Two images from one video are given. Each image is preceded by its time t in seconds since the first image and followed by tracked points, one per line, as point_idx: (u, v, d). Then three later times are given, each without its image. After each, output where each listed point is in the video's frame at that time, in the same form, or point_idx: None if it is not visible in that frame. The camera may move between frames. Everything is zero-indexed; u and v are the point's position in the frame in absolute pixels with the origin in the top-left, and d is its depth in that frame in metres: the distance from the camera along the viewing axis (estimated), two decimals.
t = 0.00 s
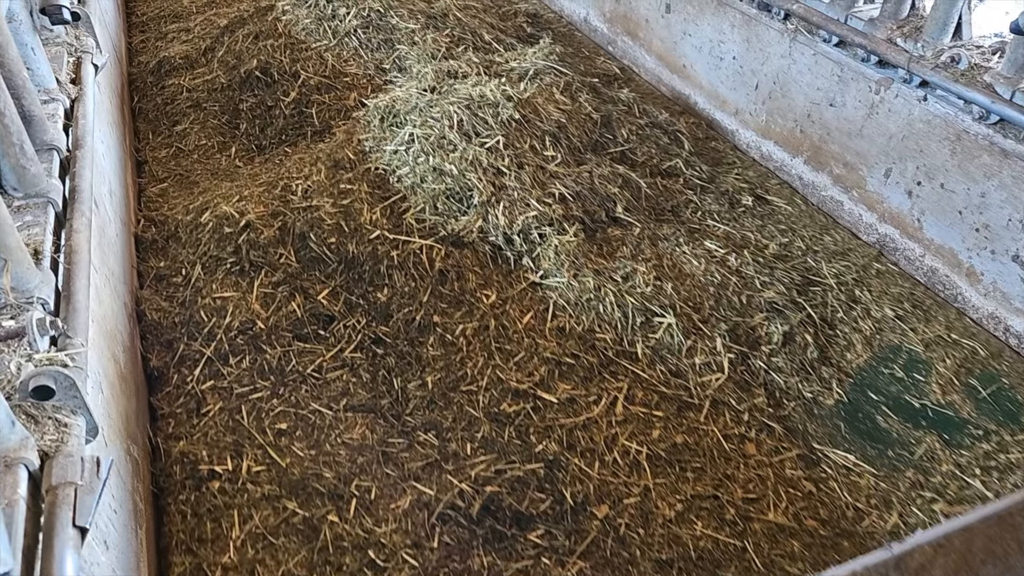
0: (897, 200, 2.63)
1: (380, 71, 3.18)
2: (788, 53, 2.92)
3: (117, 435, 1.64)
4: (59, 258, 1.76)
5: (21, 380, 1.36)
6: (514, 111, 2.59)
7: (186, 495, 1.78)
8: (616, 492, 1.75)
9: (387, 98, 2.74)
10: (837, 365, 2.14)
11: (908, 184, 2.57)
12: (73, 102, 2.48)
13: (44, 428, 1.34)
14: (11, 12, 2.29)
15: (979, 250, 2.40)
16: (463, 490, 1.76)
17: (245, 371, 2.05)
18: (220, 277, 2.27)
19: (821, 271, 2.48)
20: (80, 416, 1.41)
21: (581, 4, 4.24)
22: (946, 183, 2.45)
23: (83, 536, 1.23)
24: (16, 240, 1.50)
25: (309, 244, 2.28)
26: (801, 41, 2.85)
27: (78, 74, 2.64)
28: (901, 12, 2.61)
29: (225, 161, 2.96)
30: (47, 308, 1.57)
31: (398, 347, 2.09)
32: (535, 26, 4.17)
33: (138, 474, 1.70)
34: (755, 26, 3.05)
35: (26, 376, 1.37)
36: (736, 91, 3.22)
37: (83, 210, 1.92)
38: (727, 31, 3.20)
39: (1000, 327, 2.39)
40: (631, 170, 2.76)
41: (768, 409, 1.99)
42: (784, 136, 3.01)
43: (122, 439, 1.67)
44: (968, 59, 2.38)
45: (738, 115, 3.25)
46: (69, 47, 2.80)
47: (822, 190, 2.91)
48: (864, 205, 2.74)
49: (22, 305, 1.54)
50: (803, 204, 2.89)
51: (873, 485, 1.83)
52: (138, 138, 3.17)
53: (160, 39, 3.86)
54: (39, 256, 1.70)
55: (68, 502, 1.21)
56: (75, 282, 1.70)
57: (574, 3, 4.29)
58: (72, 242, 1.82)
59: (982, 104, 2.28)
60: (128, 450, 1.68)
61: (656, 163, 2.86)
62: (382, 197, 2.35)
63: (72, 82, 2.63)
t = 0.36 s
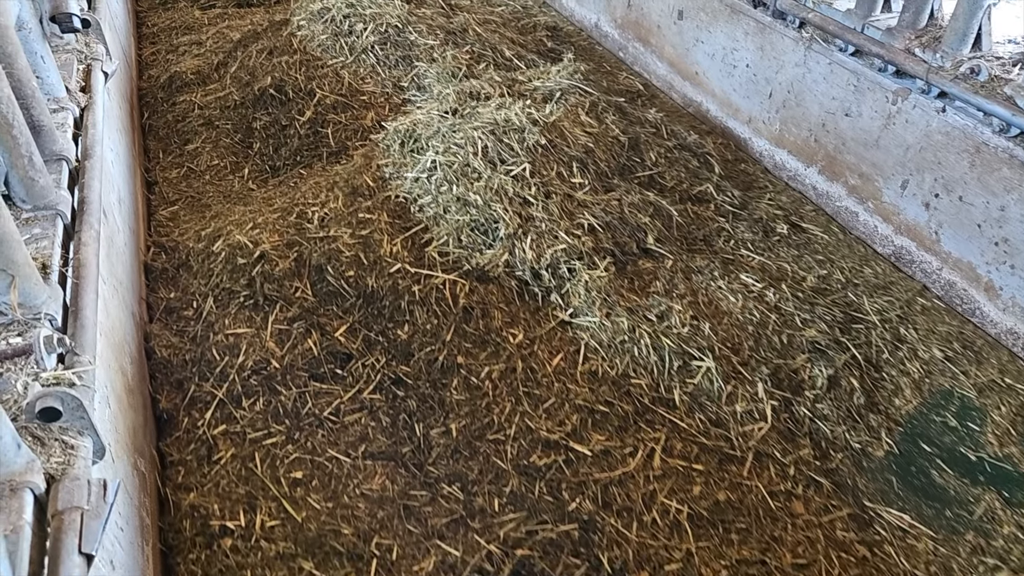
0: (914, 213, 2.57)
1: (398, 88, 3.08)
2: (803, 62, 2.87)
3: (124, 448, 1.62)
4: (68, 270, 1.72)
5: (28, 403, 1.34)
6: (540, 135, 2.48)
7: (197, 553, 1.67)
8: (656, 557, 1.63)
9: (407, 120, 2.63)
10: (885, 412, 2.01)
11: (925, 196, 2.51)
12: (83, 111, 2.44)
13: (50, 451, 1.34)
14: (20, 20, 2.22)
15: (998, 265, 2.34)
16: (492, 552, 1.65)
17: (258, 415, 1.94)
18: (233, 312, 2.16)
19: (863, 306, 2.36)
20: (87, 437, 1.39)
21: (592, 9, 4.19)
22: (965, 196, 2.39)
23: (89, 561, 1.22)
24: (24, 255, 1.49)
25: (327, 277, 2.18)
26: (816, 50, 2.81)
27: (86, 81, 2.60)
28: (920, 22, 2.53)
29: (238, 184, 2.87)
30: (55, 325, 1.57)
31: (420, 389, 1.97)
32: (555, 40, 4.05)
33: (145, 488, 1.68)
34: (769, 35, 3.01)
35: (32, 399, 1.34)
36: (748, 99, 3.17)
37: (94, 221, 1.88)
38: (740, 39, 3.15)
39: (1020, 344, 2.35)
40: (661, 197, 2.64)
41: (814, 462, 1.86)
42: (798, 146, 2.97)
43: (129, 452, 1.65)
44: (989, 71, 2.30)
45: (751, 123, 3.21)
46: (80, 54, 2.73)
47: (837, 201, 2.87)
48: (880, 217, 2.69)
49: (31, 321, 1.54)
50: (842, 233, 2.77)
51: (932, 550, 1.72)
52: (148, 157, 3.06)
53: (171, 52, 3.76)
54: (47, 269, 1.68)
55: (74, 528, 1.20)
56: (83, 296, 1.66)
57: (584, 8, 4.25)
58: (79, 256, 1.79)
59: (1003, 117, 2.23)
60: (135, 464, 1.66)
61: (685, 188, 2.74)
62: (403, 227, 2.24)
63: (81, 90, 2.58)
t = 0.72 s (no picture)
0: (929, 225, 2.53)
1: (416, 107, 3.00)
2: (816, 71, 2.84)
3: (129, 458, 1.61)
4: (74, 280, 1.71)
5: (31, 417, 1.30)
6: (566, 161, 2.37)
7: None
8: None
9: (426, 143, 2.52)
10: (934, 463, 1.89)
11: (941, 209, 2.47)
12: (93, 117, 2.41)
13: (54, 465, 1.29)
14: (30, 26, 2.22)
15: (1015, 278, 2.30)
16: None
17: (270, 459, 1.84)
18: (245, 347, 2.07)
19: (905, 345, 2.24)
20: (91, 451, 1.36)
21: (603, 15, 4.18)
22: (981, 209, 2.35)
23: None
24: (30, 265, 1.46)
25: (342, 310, 2.08)
26: (830, 59, 2.78)
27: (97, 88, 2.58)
28: (935, 33, 2.53)
29: (251, 206, 2.78)
30: (61, 335, 1.54)
31: (440, 434, 1.86)
32: (576, 55, 3.95)
33: (150, 499, 1.66)
34: (782, 43, 2.97)
35: (37, 411, 1.30)
36: (761, 108, 3.14)
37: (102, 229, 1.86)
38: (753, 47, 3.11)
39: None
40: (690, 225, 2.53)
41: (860, 519, 1.74)
42: (811, 155, 2.94)
43: (134, 462, 1.64)
44: (1006, 83, 2.28)
45: (763, 132, 3.17)
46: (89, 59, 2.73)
47: (849, 212, 2.83)
48: (893, 229, 2.65)
49: (36, 332, 1.50)
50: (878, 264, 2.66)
51: None
52: (159, 176, 2.98)
53: (184, 65, 3.68)
54: (53, 279, 1.66)
55: (76, 547, 1.17)
56: (90, 306, 1.65)
57: (596, 14, 4.24)
58: (86, 266, 1.76)
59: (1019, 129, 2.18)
60: (140, 474, 1.65)
61: (715, 215, 2.63)
62: (422, 258, 2.14)
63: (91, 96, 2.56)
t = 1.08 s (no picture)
0: (954, 240, 2.51)
1: (442, 128, 2.93)
2: (839, 82, 2.84)
3: (148, 469, 1.62)
4: (96, 293, 1.74)
5: (53, 434, 1.30)
6: (602, 191, 2.26)
7: None
8: None
9: (456, 169, 2.43)
10: (998, 523, 1.77)
11: (966, 223, 2.45)
12: (115, 126, 2.53)
13: (75, 482, 1.30)
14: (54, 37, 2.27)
15: None
16: None
17: (292, 508, 1.74)
18: (267, 385, 1.97)
19: (960, 390, 2.11)
20: (112, 467, 1.36)
21: (622, 24, 4.20)
22: (1008, 225, 2.33)
23: None
24: (54, 279, 1.49)
25: (368, 348, 1.98)
26: (853, 70, 2.78)
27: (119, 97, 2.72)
28: (963, 45, 2.50)
29: (272, 230, 2.70)
30: (82, 347, 1.57)
31: (471, 483, 1.75)
32: (604, 72, 3.85)
33: (168, 511, 1.66)
34: (805, 53, 2.97)
35: (59, 428, 1.30)
36: (782, 119, 3.14)
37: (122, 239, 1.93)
38: (774, 57, 3.11)
39: None
40: (729, 257, 2.42)
41: None
42: (833, 166, 2.93)
43: (153, 473, 1.64)
44: None
45: (784, 142, 3.16)
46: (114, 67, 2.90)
47: (871, 224, 2.81)
48: (917, 243, 2.63)
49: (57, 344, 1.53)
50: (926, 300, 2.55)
51: None
52: (179, 197, 2.91)
53: (204, 81, 3.62)
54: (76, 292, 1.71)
55: (96, 566, 1.18)
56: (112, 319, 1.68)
57: (615, 22, 4.26)
58: (106, 277, 1.83)
59: None
60: (159, 485, 1.65)
61: (755, 245, 2.51)
62: (452, 293, 2.05)
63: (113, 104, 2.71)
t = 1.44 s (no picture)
0: (975, 258, 2.46)
1: (462, 148, 2.89)
2: (858, 97, 2.79)
3: (159, 484, 1.61)
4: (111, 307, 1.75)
5: (65, 453, 1.30)
6: (627, 218, 2.20)
7: None
8: None
9: (476, 193, 2.38)
10: None
11: (987, 242, 2.41)
12: (132, 138, 2.58)
13: (86, 502, 1.29)
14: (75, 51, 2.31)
15: None
16: None
17: (305, 548, 1.68)
18: (280, 417, 1.92)
19: (1001, 429, 2.02)
20: (123, 487, 1.35)
21: (637, 35, 4.19)
22: None
23: None
24: (69, 295, 1.50)
25: (385, 380, 1.93)
26: (872, 85, 2.73)
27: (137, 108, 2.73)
28: (984, 62, 2.51)
29: (288, 251, 2.65)
30: (96, 363, 1.57)
31: (490, 525, 1.68)
32: (625, 90, 3.79)
33: (179, 526, 1.65)
34: (822, 68, 2.93)
35: (71, 449, 1.29)
36: (800, 133, 3.10)
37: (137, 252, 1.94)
38: (791, 71, 3.08)
39: None
40: (757, 285, 2.34)
41: None
42: (851, 183, 2.89)
43: (164, 488, 1.63)
44: None
45: (801, 157, 3.13)
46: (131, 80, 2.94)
47: (890, 241, 2.77)
48: (937, 261, 2.58)
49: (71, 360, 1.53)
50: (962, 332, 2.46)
51: None
52: (195, 216, 2.87)
53: (222, 97, 3.60)
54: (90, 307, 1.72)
55: None
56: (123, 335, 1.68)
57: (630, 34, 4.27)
58: (120, 291, 1.84)
59: None
60: (169, 500, 1.64)
61: (783, 273, 2.43)
62: (473, 323, 2.00)
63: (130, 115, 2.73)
